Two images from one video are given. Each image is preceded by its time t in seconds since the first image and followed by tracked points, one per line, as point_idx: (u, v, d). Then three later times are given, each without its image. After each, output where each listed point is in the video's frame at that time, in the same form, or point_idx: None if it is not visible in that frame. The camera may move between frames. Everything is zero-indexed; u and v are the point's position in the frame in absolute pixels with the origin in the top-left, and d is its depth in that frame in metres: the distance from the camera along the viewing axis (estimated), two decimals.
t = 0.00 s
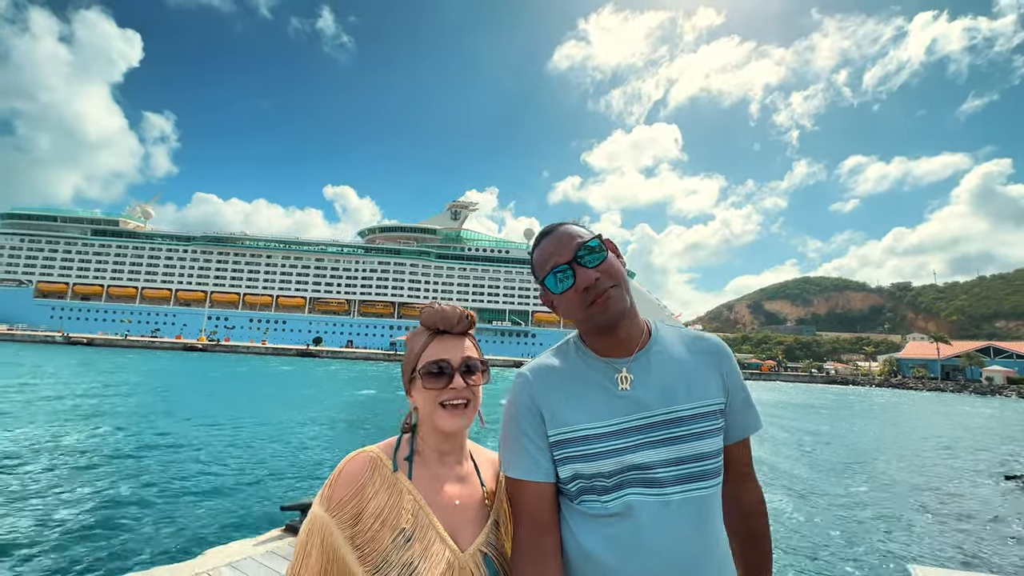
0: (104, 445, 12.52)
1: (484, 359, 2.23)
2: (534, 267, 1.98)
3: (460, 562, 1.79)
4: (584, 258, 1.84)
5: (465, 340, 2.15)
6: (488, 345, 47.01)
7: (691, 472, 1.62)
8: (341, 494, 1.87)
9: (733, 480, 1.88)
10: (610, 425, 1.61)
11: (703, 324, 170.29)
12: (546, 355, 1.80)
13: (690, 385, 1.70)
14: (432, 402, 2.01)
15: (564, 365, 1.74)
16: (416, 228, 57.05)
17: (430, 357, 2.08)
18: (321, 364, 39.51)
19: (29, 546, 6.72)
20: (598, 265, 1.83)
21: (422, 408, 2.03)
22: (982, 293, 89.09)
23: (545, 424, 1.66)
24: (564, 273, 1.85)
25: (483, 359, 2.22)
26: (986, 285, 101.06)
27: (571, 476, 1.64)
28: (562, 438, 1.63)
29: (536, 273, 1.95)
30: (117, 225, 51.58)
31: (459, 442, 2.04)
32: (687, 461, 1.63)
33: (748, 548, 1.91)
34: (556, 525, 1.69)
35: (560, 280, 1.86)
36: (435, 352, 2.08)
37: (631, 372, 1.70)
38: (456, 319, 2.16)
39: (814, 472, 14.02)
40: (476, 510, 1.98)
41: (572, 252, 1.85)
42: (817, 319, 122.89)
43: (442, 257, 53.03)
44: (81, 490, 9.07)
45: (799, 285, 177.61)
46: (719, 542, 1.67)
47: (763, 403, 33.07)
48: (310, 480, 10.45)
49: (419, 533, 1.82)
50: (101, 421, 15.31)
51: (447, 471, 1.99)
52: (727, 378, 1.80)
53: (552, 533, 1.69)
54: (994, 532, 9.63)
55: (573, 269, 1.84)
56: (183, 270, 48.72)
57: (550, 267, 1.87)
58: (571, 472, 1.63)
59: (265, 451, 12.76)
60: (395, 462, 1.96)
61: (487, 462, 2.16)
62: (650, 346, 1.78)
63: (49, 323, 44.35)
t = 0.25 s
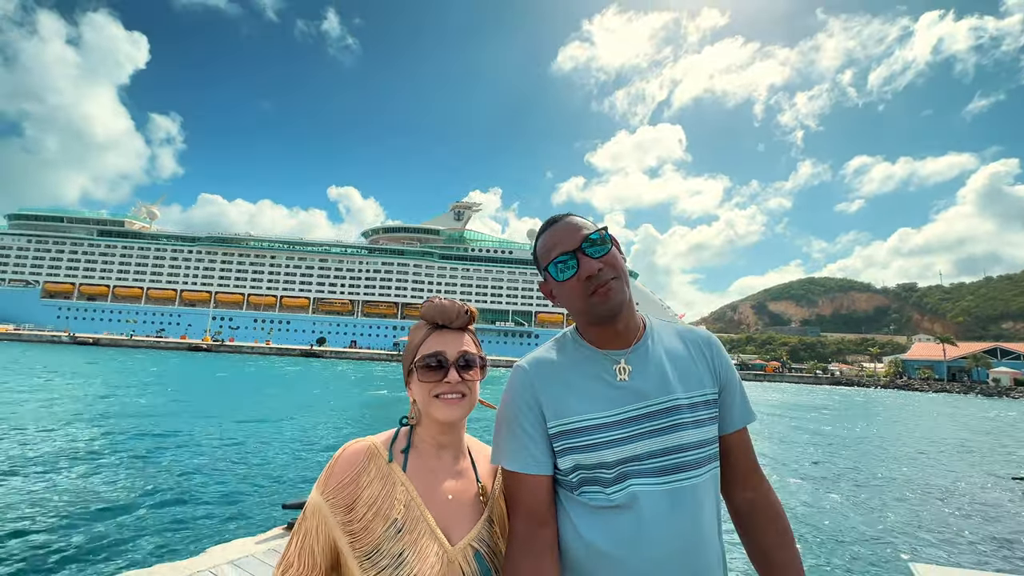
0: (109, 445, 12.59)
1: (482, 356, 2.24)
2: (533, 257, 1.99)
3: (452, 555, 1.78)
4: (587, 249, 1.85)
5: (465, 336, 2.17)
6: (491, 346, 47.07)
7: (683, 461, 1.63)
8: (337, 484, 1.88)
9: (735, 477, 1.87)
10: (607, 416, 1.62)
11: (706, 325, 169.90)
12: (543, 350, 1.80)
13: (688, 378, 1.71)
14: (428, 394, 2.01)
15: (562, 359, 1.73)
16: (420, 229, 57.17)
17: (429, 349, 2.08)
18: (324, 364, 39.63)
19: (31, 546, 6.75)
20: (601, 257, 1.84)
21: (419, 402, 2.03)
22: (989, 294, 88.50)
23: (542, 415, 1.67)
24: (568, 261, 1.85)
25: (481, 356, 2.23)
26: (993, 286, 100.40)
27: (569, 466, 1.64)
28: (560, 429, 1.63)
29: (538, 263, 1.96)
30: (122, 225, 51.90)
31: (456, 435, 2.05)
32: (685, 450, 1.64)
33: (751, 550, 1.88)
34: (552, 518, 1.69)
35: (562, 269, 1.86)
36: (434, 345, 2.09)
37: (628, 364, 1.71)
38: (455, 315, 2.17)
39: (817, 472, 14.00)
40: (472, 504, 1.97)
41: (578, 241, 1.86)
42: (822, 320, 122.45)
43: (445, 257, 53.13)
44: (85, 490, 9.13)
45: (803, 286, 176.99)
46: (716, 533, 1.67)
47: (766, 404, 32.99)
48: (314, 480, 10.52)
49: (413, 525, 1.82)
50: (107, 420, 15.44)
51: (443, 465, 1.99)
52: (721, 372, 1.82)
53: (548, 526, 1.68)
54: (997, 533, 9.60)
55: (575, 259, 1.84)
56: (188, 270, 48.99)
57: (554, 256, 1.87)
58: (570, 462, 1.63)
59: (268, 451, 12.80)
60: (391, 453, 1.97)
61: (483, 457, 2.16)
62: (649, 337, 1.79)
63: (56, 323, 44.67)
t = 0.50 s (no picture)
0: (114, 444, 12.67)
1: (481, 359, 2.25)
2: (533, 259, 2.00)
3: (449, 557, 1.79)
4: (588, 251, 1.87)
5: (465, 339, 2.17)
6: (494, 345, 47.07)
7: (681, 462, 1.62)
8: (336, 488, 1.88)
9: (741, 473, 1.85)
10: (606, 417, 1.62)
11: (710, 324, 169.39)
12: (542, 350, 1.79)
13: (687, 376, 1.71)
14: (427, 396, 2.02)
15: (560, 360, 1.73)
16: (423, 228, 57.23)
17: (428, 352, 2.09)
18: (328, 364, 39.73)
19: (35, 545, 6.80)
20: (602, 259, 1.85)
21: (419, 405, 2.04)
22: (996, 293, 87.76)
23: (542, 415, 1.66)
24: (570, 263, 1.86)
25: (480, 359, 2.24)
26: (1000, 285, 99.56)
27: (569, 467, 1.64)
28: (558, 430, 1.63)
29: (539, 264, 1.97)
30: (128, 225, 52.21)
31: (456, 438, 2.05)
32: (684, 449, 1.64)
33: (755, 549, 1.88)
34: (552, 520, 1.69)
35: (563, 270, 1.87)
36: (434, 348, 2.10)
37: (628, 364, 1.71)
38: (456, 317, 2.17)
39: (820, 472, 13.91)
40: (470, 506, 1.98)
41: (579, 243, 1.87)
42: (826, 319, 121.84)
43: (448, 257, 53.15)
44: (88, 490, 9.17)
45: (808, 285, 176.20)
46: (717, 531, 1.67)
47: (770, 403, 32.82)
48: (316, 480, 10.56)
49: (411, 527, 1.83)
50: (113, 419, 15.57)
51: (441, 468, 2.00)
52: (722, 369, 1.81)
53: (548, 528, 1.68)
54: (1003, 533, 9.51)
55: (576, 260, 1.85)
56: (192, 270, 49.21)
57: (555, 256, 1.88)
58: (571, 463, 1.63)
59: (271, 451, 12.85)
60: (390, 456, 1.97)
61: (483, 457, 2.16)
62: (648, 336, 1.79)
63: (62, 323, 44.99)
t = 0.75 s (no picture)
0: (117, 444, 12.72)
1: (481, 363, 2.25)
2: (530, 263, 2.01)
3: (450, 560, 1.80)
4: (585, 256, 1.86)
5: (464, 345, 2.17)
6: (496, 344, 47.09)
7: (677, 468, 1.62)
8: (336, 489, 1.90)
9: (733, 475, 1.89)
10: (606, 422, 1.62)
11: (713, 322, 169.27)
12: (540, 354, 1.79)
13: (685, 379, 1.72)
14: (424, 401, 2.02)
15: (558, 364, 1.73)
16: (425, 227, 57.23)
17: (427, 356, 2.10)
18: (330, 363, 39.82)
19: (37, 546, 6.82)
20: (598, 263, 1.85)
21: (418, 410, 2.04)
22: (1001, 291, 87.34)
23: (541, 421, 1.66)
24: (566, 267, 1.86)
25: (480, 364, 2.25)
26: (1005, 283, 98.97)
27: (569, 473, 1.64)
28: (557, 437, 1.63)
29: (535, 267, 1.97)
30: (131, 225, 52.43)
31: (454, 442, 2.06)
32: (682, 455, 1.64)
33: (751, 550, 1.92)
34: (552, 525, 1.69)
35: (559, 274, 1.87)
36: (434, 353, 2.10)
37: (627, 368, 1.70)
38: (454, 323, 2.17)
39: (822, 471, 13.87)
40: (470, 509, 1.98)
41: (576, 247, 1.87)
42: (830, 317, 121.52)
43: (450, 256, 53.20)
44: (90, 490, 9.20)
45: (811, 283, 175.52)
46: (716, 537, 1.69)
47: (773, 402, 32.73)
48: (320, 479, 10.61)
49: (410, 531, 1.84)
50: (117, 419, 15.64)
51: (440, 472, 2.00)
52: (720, 373, 1.81)
53: (547, 533, 1.69)
54: (1004, 532, 9.48)
55: (572, 265, 1.86)
56: (196, 269, 49.39)
57: (551, 261, 1.89)
58: (570, 469, 1.63)
59: (273, 450, 12.88)
60: (390, 459, 1.98)
61: (482, 460, 2.16)
62: (645, 342, 1.78)
63: (66, 322, 45.25)
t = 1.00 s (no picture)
0: (118, 443, 12.75)
1: (478, 362, 2.25)
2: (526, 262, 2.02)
3: (446, 556, 1.81)
4: (582, 256, 1.87)
5: (462, 345, 2.17)
6: (497, 342, 47.10)
7: (671, 468, 1.63)
8: (333, 485, 1.91)
9: (727, 477, 1.91)
10: (602, 424, 1.62)
11: (714, 320, 169.15)
12: (536, 353, 1.79)
13: (683, 379, 1.73)
14: (422, 400, 2.02)
15: (555, 364, 1.73)
16: (426, 226, 57.22)
17: (425, 356, 2.11)
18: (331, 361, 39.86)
19: (35, 546, 6.83)
20: (594, 264, 1.85)
21: (416, 407, 2.04)
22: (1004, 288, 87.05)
23: (537, 420, 1.66)
24: (562, 266, 1.87)
25: (477, 362, 2.24)
26: (1008, 280, 98.61)
27: (564, 473, 1.64)
28: (553, 437, 1.63)
29: (532, 266, 1.97)
30: (132, 224, 52.50)
31: (451, 439, 2.06)
32: (678, 454, 1.65)
33: (744, 551, 1.93)
34: (546, 524, 1.70)
35: (555, 273, 1.87)
36: (432, 353, 2.11)
37: (623, 369, 1.70)
38: (453, 323, 2.17)
39: (821, 469, 13.85)
40: (466, 506, 1.99)
41: (571, 248, 1.87)
42: (831, 315, 121.30)
43: (451, 254, 53.18)
44: (89, 490, 9.19)
45: (813, 281, 175.22)
46: (711, 538, 1.69)
47: (774, 400, 32.69)
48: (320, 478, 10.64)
49: (404, 526, 1.85)
50: (119, 418, 15.69)
51: (436, 469, 2.02)
52: (717, 375, 1.82)
53: (541, 532, 1.69)
54: (1005, 531, 9.46)
55: (567, 265, 1.86)
56: (197, 268, 49.46)
57: (547, 260, 1.89)
58: (566, 469, 1.63)
59: (273, 449, 12.89)
60: (387, 457, 1.99)
61: (477, 459, 2.17)
62: (643, 342, 1.79)
63: (68, 321, 45.34)
